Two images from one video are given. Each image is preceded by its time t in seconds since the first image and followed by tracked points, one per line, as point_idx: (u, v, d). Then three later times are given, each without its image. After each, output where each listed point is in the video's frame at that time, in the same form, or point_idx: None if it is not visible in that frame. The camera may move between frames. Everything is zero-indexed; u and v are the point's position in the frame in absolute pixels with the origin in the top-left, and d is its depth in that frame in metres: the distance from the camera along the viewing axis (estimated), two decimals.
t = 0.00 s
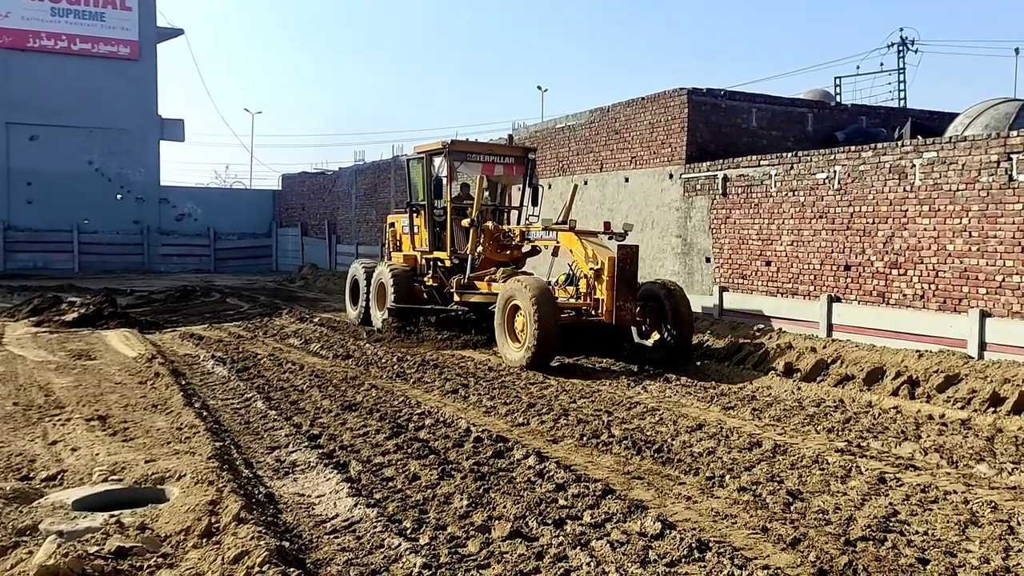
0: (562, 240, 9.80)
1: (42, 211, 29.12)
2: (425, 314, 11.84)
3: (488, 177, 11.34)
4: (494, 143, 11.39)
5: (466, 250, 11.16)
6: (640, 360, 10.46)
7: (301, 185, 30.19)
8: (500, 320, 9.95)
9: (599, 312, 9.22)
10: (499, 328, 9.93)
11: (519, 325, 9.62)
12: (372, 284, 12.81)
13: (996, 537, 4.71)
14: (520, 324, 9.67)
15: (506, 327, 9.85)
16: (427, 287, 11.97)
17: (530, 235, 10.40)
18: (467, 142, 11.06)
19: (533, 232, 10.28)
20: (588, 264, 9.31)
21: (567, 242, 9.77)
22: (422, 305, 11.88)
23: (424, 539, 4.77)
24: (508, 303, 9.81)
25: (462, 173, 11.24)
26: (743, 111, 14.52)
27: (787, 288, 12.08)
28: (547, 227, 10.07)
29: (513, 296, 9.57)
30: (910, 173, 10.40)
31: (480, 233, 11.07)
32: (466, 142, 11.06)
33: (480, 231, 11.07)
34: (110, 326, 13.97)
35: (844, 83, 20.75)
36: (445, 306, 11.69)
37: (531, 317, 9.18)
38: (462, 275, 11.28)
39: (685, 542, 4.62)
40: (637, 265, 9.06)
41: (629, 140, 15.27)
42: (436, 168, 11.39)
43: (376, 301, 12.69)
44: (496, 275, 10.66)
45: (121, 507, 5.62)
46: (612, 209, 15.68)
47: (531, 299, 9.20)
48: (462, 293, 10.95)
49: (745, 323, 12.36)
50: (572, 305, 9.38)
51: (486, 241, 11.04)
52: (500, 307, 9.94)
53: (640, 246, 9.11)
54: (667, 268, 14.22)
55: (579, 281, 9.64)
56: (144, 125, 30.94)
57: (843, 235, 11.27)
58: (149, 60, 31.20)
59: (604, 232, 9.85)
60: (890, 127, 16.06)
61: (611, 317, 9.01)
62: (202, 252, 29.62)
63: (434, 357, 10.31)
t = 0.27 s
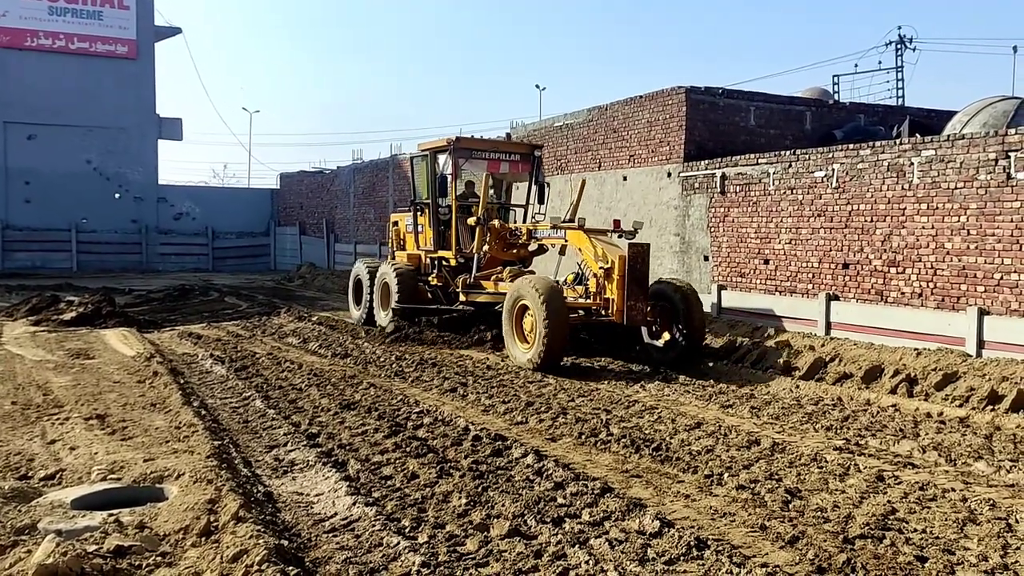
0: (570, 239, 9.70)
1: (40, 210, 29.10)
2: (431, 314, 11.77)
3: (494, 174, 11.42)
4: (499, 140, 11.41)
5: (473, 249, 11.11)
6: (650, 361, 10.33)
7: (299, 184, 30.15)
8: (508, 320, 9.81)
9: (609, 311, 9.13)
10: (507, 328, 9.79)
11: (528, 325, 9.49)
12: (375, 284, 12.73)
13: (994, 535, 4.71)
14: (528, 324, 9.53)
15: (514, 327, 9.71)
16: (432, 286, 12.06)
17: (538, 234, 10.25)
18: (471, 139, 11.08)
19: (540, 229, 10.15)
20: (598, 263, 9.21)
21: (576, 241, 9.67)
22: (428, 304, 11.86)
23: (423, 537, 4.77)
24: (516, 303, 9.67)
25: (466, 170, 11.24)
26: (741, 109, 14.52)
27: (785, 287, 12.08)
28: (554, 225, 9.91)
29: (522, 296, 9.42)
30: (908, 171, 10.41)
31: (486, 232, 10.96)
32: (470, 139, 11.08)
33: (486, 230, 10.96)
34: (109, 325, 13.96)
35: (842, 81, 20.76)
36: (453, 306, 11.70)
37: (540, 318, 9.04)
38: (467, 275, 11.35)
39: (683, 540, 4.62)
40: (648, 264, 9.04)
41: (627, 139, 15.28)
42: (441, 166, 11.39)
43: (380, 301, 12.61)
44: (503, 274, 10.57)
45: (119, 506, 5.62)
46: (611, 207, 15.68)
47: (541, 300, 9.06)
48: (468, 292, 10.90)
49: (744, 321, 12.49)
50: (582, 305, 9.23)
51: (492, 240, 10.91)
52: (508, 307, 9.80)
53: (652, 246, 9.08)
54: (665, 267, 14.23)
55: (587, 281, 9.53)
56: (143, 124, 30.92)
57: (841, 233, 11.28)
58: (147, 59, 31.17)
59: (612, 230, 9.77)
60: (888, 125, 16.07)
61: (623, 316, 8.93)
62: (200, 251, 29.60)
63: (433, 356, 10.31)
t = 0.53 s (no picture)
0: (581, 239, 9.59)
1: (38, 210, 29.07)
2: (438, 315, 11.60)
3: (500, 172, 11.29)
4: (506, 137, 11.26)
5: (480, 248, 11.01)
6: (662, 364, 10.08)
7: (298, 183, 30.13)
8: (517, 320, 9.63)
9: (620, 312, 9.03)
10: (516, 328, 9.61)
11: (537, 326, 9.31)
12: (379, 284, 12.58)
13: (992, 533, 4.72)
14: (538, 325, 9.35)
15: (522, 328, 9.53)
16: (436, 286, 11.78)
17: (547, 233, 10.15)
18: (478, 136, 11.01)
19: (550, 229, 10.07)
20: (609, 263, 9.10)
21: (586, 241, 9.57)
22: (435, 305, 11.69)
23: (421, 537, 4.77)
24: (525, 303, 9.48)
25: (472, 168, 11.19)
26: (739, 108, 14.52)
27: (784, 285, 12.09)
28: (564, 224, 9.82)
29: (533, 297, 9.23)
30: (906, 170, 10.41)
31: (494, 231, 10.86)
32: (476, 137, 11.01)
33: (493, 229, 10.83)
34: (107, 325, 13.94)
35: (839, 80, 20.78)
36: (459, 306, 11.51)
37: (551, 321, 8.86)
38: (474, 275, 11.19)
39: (682, 539, 4.63)
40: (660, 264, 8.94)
41: (626, 138, 15.28)
42: (447, 165, 11.36)
43: (385, 302, 12.41)
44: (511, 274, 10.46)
45: (118, 505, 5.62)
46: (609, 206, 15.67)
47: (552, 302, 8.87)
48: (474, 292, 10.78)
49: (742, 320, 12.48)
50: (593, 306, 9.13)
51: (499, 239, 10.78)
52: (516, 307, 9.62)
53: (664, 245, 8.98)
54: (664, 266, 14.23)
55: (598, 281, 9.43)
56: (141, 123, 30.89)
57: (839, 232, 11.28)
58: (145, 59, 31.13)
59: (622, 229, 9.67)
60: (886, 124, 16.08)
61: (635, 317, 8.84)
62: (198, 250, 29.58)
63: (431, 355, 10.31)
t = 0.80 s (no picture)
0: (591, 239, 9.41)
1: (36, 210, 29.04)
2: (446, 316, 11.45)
3: (507, 171, 11.25)
4: (514, 136, 11.21)
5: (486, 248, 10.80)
6: (673, 367, 9.84)
7: (296, 183, 30.10)
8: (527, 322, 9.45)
9: (632, 314, 8.84)
10: (526, 329, 9.44)
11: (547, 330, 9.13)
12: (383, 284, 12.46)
13: (990, 534, 4.72)
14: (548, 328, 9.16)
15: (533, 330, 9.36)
16: (442, 287, 11.70)
17: (555, 233, 9.93)
18: (485, 135, 10.88)
19: (557, 229, 9.84)
20: (620, 264, 8.91)
21: (596, 241, 9.39)
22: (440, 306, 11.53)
23: (419, 537, 4.77)
24: (536, 305, 9.29)
25: (479, 167, 11.06)
26: (738, 108, 14.52)
27: (782, 285, 12.10)
28: (574, 225, 9.63)
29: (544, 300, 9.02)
30: (904, 170, 10.42)
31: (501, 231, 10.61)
32: (484, 136, 10.88)
33: (500, 230, 10.61)
34: (105, 325, 13.92)
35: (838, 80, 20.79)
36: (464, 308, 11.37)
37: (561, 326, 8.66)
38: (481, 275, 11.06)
39: (680, 539, 4.63)
40: (673, 265, 8.74)
41: (624, 138, 15.28)
42: (453, 164, 11.25)
43: (388, 303, 12.28)
44: (519, 275, 10.27)
45: (115, 505, 5.62)
46: (607, 206, 15.68)
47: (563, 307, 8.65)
48: (481, 294, 10.64)
49: (741, 320, 12.49)
50: (604, 308, 8.95)
51: (506, 240, 10.56)
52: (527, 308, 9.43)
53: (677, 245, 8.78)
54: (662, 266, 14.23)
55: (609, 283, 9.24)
56: (138, 123, 30.85)
57: (837, 232, 11.29)
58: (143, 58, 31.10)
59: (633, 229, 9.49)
60: (885, 124, 16.09)
61: (648, 319, 8.65)
62: (196, 251, 29.55)
63: (430, 355, 10.30)
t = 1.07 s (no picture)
0: (602, 241, 9.26)
1: (35, 210, 29.03)
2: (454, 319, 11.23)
3: (514, 171, 11.03)
4: (520, 135, 11.02)
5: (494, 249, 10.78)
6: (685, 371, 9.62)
7: (295, 184, 30.08)
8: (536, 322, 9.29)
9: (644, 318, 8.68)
10: (534, 330, 9.29)
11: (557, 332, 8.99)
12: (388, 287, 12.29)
13: (988, 535, 4.72)
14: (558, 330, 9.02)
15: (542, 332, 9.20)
16: (447, 289, 11.54)
17: (564, 234, 9.82)
18: (491, 135, 10.70)
19: (566, 230, 9.75)
20: (632, 266, 8.78)
21: (607, 243, 9.23)
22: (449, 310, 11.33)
23: (418, 538, 4.76)
24: (546, 306, 9.14)
25: (485, 168, 10.89)
26: (736, 110, 14.53)
27: (781, 287, 12.10)
28: (584, 226, 9.51)
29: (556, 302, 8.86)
30: (903, 172, 10.43)
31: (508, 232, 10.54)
32: (490, 135, 10.71)
33: (507, 230, 10.52)
34: (104, 326, 13.90)
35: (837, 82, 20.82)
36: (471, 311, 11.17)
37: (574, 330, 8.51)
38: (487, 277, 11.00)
39: (678, 541, 4.63)
40: (687, 268, 8.60)
41: (623, 139, 15.29)
42: (458, 164, 11.10)
43: (393, 306, 12.10)
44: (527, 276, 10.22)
45: (114, 506, 5.61)
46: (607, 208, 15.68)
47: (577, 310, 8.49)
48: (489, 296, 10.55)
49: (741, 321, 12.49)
50: (615, 311, 8.80)
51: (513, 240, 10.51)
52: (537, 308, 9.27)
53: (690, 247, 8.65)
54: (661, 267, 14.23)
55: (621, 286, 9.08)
56: (137, 124, 30.84)
57: (836, 233, 11.29)
58: (142, 59, 31.09)
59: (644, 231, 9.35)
60: (883, 126, 16.11)
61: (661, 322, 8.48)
62: (195, 251, 29.53)
63: (429, 356, 10.30)
